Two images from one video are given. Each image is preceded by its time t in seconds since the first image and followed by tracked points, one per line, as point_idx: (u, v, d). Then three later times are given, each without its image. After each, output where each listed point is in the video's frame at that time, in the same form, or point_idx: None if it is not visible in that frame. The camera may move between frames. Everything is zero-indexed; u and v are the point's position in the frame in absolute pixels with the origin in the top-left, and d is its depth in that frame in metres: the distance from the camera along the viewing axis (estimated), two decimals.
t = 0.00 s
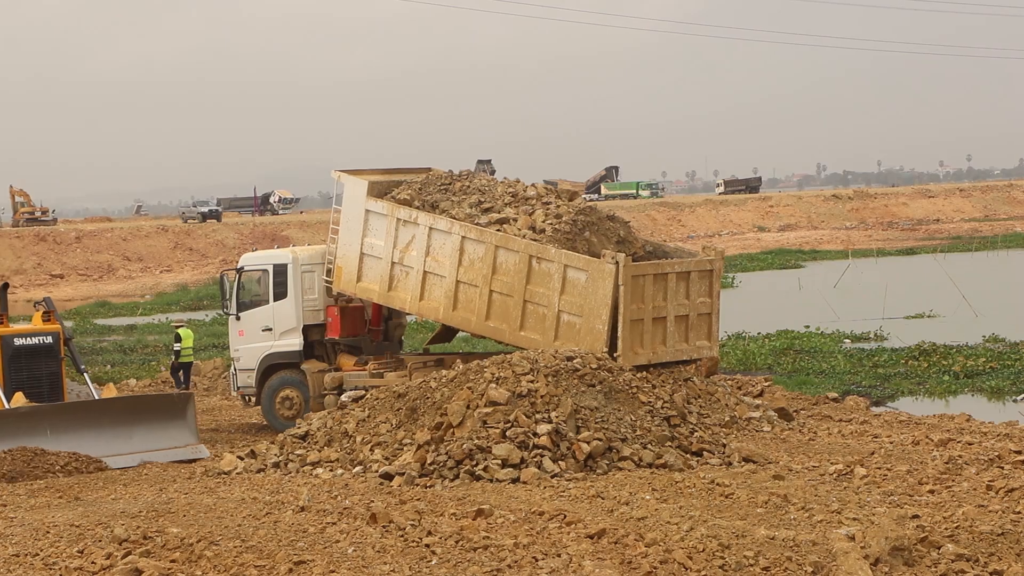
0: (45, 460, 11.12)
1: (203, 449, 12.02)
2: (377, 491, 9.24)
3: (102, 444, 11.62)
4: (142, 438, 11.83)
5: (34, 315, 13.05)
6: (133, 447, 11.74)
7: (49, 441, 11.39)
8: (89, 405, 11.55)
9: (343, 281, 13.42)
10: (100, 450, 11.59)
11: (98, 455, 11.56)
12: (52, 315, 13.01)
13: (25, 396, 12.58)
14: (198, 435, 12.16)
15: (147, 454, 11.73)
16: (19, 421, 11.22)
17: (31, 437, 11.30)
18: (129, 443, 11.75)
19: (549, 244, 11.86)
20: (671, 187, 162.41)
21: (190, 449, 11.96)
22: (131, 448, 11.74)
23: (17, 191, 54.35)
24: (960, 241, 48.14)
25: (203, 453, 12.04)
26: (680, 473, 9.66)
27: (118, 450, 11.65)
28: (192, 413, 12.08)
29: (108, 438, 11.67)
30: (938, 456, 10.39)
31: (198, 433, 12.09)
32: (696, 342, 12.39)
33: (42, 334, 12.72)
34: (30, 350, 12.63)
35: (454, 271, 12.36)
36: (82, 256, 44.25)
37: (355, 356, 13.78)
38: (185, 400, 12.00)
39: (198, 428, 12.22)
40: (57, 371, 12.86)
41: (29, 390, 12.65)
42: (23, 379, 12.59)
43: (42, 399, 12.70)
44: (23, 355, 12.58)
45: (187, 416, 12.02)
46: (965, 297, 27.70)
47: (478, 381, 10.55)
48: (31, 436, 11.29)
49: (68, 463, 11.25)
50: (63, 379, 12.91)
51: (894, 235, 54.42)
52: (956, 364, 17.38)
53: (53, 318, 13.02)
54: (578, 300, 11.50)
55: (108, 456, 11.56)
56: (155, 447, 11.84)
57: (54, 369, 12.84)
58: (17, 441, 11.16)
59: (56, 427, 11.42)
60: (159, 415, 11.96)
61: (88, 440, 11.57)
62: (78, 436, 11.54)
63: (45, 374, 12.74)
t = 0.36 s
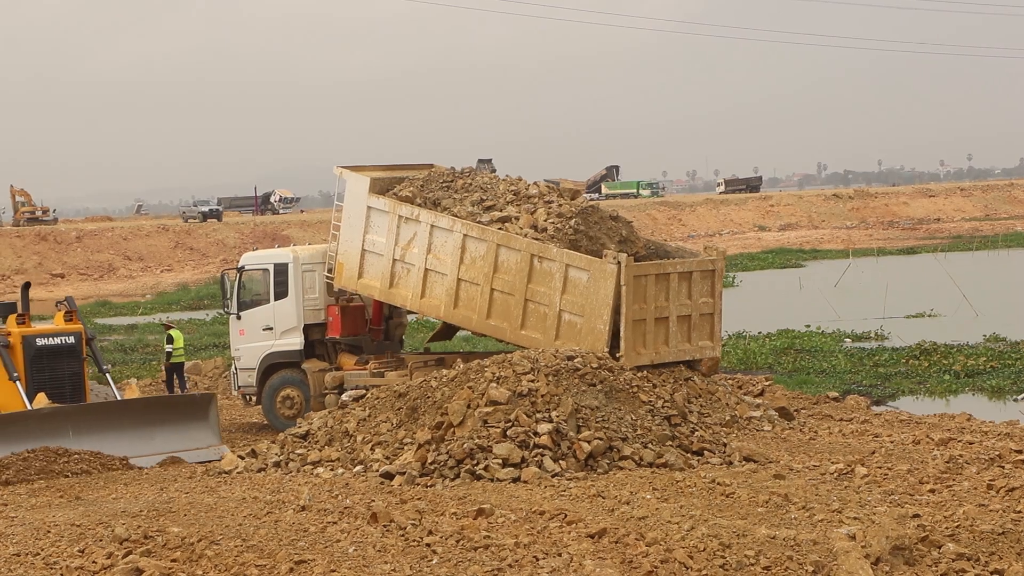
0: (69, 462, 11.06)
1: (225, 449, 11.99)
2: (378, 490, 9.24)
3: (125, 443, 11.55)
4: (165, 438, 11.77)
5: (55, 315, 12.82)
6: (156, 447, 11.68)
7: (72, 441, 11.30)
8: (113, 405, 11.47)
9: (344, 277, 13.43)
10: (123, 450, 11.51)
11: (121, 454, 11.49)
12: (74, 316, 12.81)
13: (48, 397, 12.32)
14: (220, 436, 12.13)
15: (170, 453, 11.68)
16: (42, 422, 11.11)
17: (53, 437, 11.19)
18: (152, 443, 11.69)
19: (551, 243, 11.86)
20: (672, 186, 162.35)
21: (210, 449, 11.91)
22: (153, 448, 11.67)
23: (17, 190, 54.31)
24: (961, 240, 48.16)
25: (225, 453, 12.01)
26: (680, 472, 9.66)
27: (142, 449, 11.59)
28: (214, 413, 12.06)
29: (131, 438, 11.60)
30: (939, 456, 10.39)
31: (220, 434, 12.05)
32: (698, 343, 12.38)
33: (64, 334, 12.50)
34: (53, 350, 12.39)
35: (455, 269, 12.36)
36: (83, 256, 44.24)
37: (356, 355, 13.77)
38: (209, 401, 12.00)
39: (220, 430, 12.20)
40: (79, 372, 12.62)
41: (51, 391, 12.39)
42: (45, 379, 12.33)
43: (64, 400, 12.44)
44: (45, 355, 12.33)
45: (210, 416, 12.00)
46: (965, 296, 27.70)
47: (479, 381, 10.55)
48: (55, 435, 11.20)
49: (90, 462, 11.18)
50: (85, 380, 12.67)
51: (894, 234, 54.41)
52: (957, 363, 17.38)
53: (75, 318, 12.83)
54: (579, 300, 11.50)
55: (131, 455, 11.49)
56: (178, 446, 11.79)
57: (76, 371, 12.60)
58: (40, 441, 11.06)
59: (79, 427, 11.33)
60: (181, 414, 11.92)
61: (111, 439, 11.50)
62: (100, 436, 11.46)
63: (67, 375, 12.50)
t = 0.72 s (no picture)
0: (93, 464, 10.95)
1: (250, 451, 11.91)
2: (379, 491, 9.23)
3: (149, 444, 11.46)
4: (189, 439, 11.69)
5: (79, 316, 12.64)
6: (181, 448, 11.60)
7: (94, 442, 11.17)
8: (136, 405, 11.40)
9: (345, 276, 13.44)
10: (147, 451, 11.40)
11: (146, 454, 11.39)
12: (98, 317, 12.60)
13: (70, 399, 12.13)
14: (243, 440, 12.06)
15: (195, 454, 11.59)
16: (65, 423, 11.00)
17: (76, 438, 11.07)
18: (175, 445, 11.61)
19: (554, 244, 11.85)
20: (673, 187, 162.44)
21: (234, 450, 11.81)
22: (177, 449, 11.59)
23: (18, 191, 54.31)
24: (961, 241, 48.13)
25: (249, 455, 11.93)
26: (681, 473, 9.66)
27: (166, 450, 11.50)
28: (237, 414, 12.00)
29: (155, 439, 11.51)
30: (940, 456, 10.39)
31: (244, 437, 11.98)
32: (702, 343, 12.33)
33: (87, 336, 12.29)
34: (75, 351, 12.20)
35: (457, 268, 12.36)
36: (84, 257, 44.25)
37: (356, 356, 13.77)
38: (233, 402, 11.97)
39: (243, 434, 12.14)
40: (102, 374, 12.41)
41: (74, 392, 12.20)
42: (68, 381, 12.14)
43: (87, 402, 12.25)
44: (68, 357, 12.14)
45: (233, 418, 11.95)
46: (966, 297, 27.70)
47: (479, 382, 10.55)
48: (80, 435, 11.09)
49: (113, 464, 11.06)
50: (107, 382, 12.46)
51: (895, 234, 54.37)
52: (958, 364, 17.37)
53: (98, 319, 12.59)
54: (581, 301, 11.50)
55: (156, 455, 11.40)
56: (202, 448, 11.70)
57: (98, 373, 12.40)
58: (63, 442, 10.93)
59: (102, 427, 11.22)
60: (205, 415, 11.87)
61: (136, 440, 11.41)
62: (123, 437, 11.34)
63: (89, 377, 12.30)
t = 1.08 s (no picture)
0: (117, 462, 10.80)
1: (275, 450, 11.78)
2: (380, 490, 9.23)
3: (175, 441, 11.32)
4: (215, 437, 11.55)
5: (102, 316, 12.31)
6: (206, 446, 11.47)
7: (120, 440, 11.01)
8: (163, 404, 11.19)
9: (347, 273, 13.47)
10: (173, 449, 11.27)
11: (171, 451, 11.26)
12: (121, 317, 12.29)
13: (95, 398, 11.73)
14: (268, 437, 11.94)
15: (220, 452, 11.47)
16: (91, 421, 10.82)
17: (102, 436, 10.90)
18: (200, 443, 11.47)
19: (556, 243, 11.85)
20: (674, 186, 162.41)
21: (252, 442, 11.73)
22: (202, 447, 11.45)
23: (20, 191, 54.29)
24: (963, 240, 48.10)
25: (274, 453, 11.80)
26: (683, 472, 9.66)
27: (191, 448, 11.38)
28: (262, 415, 11.84)
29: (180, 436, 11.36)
30: (942, 455, 10.39)
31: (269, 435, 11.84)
32: (709, 343, 12.28)
33: (111, 335, 11.92)
34: (99, 351, 11.81)
35: (459, 266, 12.37)
36: (85, 256, 44.25)
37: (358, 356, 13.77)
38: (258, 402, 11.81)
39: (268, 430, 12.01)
40: (125, 374, 12.03)
41: (97, 392, 11.80)
42: (92, 380, 11.74)
43: (111, 402, 11.84)
44: (92, 356, 11.75)
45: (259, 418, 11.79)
46: (967, 296, 27.71)
47: (481, 381, 10.55)
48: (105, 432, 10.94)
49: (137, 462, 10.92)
50: (131, 382, 12.09)
51: (897, 234, 54.36)
52: (960, 363, 17.37)
53: (122, 319, 12.32)
54: (583, 301, 11.50)
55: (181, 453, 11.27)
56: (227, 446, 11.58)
57: (122, 373, 12.00)
58: (88, 440, 10.76)
59: (128, 426, 11.04)
60: (232, 415, 11.70)
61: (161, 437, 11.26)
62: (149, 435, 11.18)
63: (113, 377, 11.91)
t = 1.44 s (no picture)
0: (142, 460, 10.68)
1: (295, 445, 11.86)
2: (382, 489, 9.23)
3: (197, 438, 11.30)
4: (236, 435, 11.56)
5: (125, 315, 12.13)
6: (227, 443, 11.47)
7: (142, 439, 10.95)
8: (184, 403, 11.14)
9: (350, 268, 13.48)
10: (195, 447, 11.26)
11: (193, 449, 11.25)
12: (144, 316, 12.08)
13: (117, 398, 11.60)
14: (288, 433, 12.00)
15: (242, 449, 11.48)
16: (112, 422, 10.74)
17: (124, 436, 10.83)
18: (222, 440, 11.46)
19: (558, 241, 11.84)
20: (677, 185, 162.29)
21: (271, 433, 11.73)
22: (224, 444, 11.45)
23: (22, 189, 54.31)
24: (965, 238, 48.04)
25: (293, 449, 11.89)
26: (685, 470, 9.66)
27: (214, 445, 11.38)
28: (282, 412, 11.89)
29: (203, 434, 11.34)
30: (944, 453, 10.39)
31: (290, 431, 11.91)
32: (709, 343, 12.30)
33: (133, 334, 11.78)
34: (122, 350, 11.68)
35: (462, 263, 12.37)
36: (87, 255, 44.25)
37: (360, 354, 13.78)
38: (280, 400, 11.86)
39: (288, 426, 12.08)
40: (148, 374, 11.90)
41: (119, 392, 11.66)
42: (114, 380, 11.61)
43: (132, 402, 11.71)
44: (114, 356, 11.61)
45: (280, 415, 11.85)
46: (969, 294, 27.68)
47: (483, 380, 10.55)
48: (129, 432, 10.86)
49: (161, 460, 10.80)
50: (153, 382, 11.94)
51: (900, 232, 54.33)
52: (962, 361, 17.37)
53: (144, 318, 12.12)
54: (585, 299, 11.50)
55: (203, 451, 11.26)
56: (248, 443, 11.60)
57: (144, 373, 11.87)
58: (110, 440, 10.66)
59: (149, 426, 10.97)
60: (252, 414, 11.71)
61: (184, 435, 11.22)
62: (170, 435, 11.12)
63: (135, 377, 11.77)
